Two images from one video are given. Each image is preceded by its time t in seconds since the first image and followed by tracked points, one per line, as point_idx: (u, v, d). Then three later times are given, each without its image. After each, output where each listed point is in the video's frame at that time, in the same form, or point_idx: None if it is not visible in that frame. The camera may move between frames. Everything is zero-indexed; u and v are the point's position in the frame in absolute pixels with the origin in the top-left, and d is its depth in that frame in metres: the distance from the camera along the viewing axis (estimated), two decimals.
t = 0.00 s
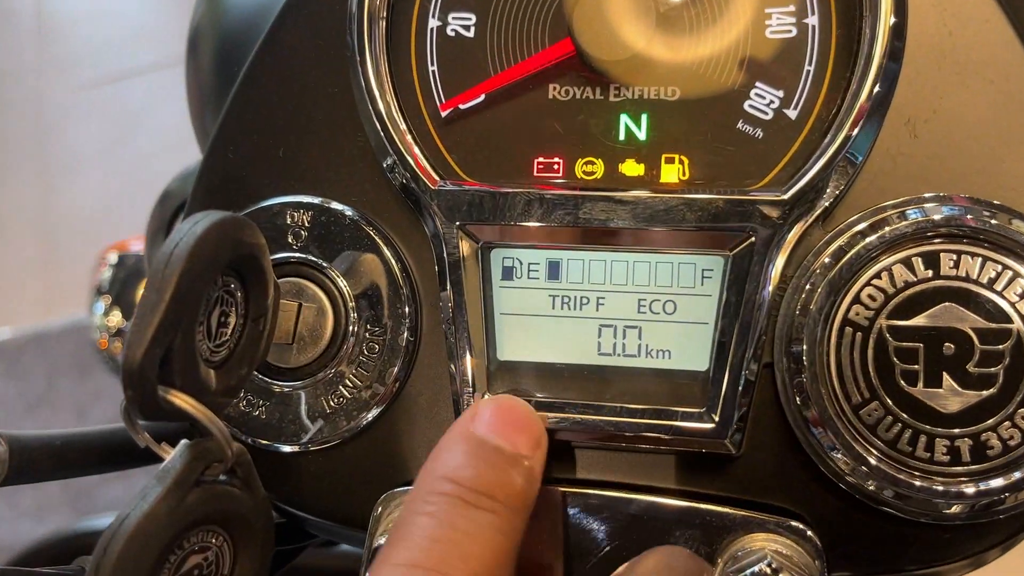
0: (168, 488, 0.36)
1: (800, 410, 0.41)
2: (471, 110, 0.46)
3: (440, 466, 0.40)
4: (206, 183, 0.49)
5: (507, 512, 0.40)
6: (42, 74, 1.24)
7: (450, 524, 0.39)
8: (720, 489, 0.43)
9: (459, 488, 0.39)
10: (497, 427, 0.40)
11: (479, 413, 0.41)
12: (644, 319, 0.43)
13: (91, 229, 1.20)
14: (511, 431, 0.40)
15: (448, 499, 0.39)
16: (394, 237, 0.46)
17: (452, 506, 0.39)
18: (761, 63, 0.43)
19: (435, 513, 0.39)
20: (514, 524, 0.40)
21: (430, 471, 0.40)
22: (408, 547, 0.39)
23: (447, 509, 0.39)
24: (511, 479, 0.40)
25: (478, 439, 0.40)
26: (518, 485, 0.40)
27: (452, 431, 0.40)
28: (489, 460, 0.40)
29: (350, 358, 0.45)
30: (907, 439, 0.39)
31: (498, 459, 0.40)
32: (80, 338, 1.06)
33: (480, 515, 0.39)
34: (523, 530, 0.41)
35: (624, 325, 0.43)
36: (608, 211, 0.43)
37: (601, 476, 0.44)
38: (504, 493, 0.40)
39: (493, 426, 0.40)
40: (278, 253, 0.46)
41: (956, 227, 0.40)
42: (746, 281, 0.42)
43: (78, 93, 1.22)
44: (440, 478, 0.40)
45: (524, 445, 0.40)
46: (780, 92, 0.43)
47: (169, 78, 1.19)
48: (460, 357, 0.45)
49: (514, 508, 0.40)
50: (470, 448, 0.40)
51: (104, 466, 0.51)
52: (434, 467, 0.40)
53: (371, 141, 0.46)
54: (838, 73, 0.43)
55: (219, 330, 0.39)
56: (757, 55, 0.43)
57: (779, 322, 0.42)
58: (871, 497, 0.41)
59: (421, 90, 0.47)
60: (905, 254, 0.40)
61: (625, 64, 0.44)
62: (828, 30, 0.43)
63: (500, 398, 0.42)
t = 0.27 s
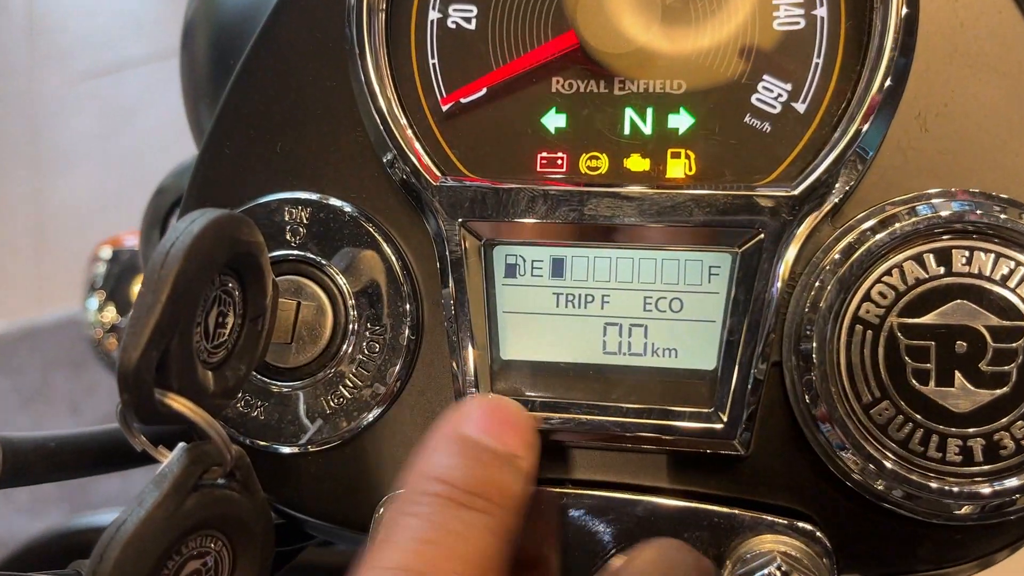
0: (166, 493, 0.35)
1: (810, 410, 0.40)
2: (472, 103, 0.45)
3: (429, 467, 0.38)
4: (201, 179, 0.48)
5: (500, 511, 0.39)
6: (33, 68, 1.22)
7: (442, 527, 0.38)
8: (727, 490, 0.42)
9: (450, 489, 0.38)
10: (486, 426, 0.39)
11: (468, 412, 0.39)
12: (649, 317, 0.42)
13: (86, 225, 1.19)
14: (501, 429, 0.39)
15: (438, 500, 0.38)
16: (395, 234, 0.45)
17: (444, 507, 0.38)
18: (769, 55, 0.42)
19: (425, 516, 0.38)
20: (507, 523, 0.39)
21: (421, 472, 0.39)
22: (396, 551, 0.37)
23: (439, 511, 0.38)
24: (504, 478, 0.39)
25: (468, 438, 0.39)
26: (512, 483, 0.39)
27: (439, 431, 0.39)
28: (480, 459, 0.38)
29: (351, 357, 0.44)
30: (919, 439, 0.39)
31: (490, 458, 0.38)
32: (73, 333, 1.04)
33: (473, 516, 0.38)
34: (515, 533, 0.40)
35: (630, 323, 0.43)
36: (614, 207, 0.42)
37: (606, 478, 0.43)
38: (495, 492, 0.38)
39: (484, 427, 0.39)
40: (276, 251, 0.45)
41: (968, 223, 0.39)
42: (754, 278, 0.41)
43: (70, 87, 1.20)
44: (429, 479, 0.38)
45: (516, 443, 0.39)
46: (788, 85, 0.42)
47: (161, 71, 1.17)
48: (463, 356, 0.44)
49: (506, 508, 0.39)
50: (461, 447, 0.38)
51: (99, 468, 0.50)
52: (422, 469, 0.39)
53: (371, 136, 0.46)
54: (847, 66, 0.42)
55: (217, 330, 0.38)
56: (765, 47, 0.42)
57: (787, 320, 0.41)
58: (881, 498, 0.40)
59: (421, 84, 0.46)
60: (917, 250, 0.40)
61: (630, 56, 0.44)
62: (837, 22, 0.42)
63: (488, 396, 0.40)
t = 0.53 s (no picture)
0: (160, 501, 0.34)
1: (820, 412, 0.40)
2: (472, 98, 0.44)
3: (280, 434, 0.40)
4: (195, 177, 0.47)
5: (603, 494, 0.37)
6: (23, 62, 1.20)
7: (553, 511, 0.36)
8: (735, 493, 0.41)
9: (543, 471, 0.37)
10: (566, 403, 0.38)
11: (545, 394, 0.39)
12: (655, 317, 0.42)
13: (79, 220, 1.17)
14: (580, 406, 0.39)
15: (537, 485, 0.37)
16: (394, 232, 0.44)
17: (547, 491, 0.37)
18: (777, 48, 0.42)
19: (536, 502, 0.37)
20: (612, 506, 0.38)
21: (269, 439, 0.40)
22: (510, 545, 0.36)
23: (544, 495, 0.37)
24: (596, 456, 0.38)
25: (551, 418, 0.38)
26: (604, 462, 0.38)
27: (522, 418, 0.38)
28: (568, 438, 0.38)
29: (350, 357, 0.43)
30: (931, 441, 0.38)
31: (576, 435, 0.38)
32: (66, 329, 1.03)
33: (580, 499, 0.37)
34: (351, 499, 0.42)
35: (635, 323, 0.42)
36: (619, 204, 0.41)
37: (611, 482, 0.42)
38: (593, 472, 0.37)
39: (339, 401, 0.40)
40: (272, 250, 0.44)
41: (981, 220, 0.39)
42: (763, 278, 0.40)
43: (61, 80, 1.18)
44: (520, 465, 0.37)
45: (596, 419, 0.39)
46: (796, 78, 0.41)
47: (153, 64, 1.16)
48: (465, 357, 0.43)
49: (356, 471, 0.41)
50: (545, 428, 0.38)
51: (92, 471, 0.49)
52: (513, 457, 0.38)
53: (369, 131, 0.44)
54: (857, 59, 0.41)
55: (212, 332, 0.36)
56: (773, 41, 0.42)
57: (796, 320, 0.40)
58: (892, 501, 0.39)
59: (421, 78, 0.45)
60: (929, 248, 0.39)
61: (635, 49, 0.43)
62: (847, 14, 0.41)
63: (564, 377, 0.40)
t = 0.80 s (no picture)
0: (149, 508, 0.33)
1: (824, 413, 0.39)
2: (468, 93, 0.43)
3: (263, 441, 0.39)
4: (185, 173, 0.46)
5: (550, 532, 0.37)
6: (15, 56, 1.19)
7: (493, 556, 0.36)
8: (737, 496, 0.40)
9: (497, 514, 0.36)
10: (538, 439, 0.37)
11: (515, 424, 0.37)
12: (655, 317, 0.41)
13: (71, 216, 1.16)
14: (554, 443, 0.37)
15: (485, 527, 0.36)
16: (389, 230, 0.43)
17: (490, 534, 0.36)
18: (779, 42, 0.41)
19: (477, 545, 0.36)
20: (557, 542, 0.37)
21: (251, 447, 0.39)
22: None
23: (487, 539, 0.36)
24: (554, 498, 0.37)
25: (519, 457, 0.36)
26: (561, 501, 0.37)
27: (491, 449, 0.37)
28: (530, 481, 0.36)
29: (345, 358, 0.42)
30: (937, 443, 0.37)
31: (539, 478, 0.36)
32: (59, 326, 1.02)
33: (519, 543, 0.36)
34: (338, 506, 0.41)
35: (635, 323, 0.41)
36: (619, 202, 0.40)
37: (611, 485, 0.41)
38: (543, 516, 0.37)
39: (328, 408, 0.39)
40: (264, 248, 0.43)
41: (988, 218, 0.38)
42: (766, 277, 0.40)
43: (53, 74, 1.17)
44: (475, 500, 0.36)
45: (568, 456, 0.37)
46: (799, 73, 0.41)
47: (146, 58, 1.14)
48: (461, 357, 0.42)
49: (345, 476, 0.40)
50: (510, 469, 0.36)
51: (82, 474, 0.48)
52: (474, 491, 0.37)
53: (363, 127, 0.43)
54: (861, 53, 0.40)
55: (203, 334, 0.35)
56: (775, 35, 0.41)
57: (799, 319, 0.40)
58: (897, 504, 0.39)
59: (416, 73, 0.44)
60: (935, 246, 0.38)
61: (634, 43, 0.42)
62: (850, 8, 0.40)
63: (538, 398, 0.38)
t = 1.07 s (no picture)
0: (148, 507, 0.33)
1: (830, 410, 0.39)
2: (470, 86, 0.43)
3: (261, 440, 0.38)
4: (183, 168, 0.45)
5: (540, 546, 0.37)
6: (9, 51, 1.18)
7: (481, 571, 0.36)
8: (743, 493, 0.40)
9: (486, 529, 0.36)
10: (531, 455, 0.36)
11: (509, 438, 0.36)
12: (660, 312, 0.40)
13: (69, 213, 1.15)
14: (548, 459, 0.36)
15: (474, 540, 0.36)
16: (390, 225, 0.43)
17: (479, 547, 0.36)
18: (785, 34, 0.40)
19: (466, 557, 0.36)
20: (548, 554, 0.37)
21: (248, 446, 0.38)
22: None
23: (476, 552, 0.36)
24: (544, 514, 0.36)
25: (510, 473, 0.35)
26: (552, 515, 0.36)
27: (483, 463, 0.36)
28: (519, 498, 0.36)
29: (346, 354, 0.42)
30: (946, 439, 0.37)
31: (529, 495, 0.36)
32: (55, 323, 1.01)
33: (507, 558, 0.36)
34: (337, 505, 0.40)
35: (639, 319, 0.40)
36: (623, 196, 0.40)
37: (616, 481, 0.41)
38: (531, 532, 0.36)
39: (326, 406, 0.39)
40: (263, 244, 0.42)
41: (997, 212, 0.38)
42: (773, 272, 0.39)
43: (48, 71, 1.16)
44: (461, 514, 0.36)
45: (561, 473, 0.36)
46: (805, 66, 0.40)
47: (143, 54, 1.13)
48: (463, 353, 0.42)
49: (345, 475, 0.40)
50: (500, 484, 0.35)
51: (79, 473, 0.47)
52: (463, 503, 0.36)
53: (364, 120, 0.43)
54: (867, 46, 0.40)
55: (202, 331, 0.35)
56: (781, 27, 0.40)
57: (806, 315, 0.39)
58: (905, 501, 0.38)
59: (417, 66, 0.43)
60: (943, 240, 0.38)
61: (638, 35, 0.41)
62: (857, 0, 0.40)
63: (537, 410, 0.37)
